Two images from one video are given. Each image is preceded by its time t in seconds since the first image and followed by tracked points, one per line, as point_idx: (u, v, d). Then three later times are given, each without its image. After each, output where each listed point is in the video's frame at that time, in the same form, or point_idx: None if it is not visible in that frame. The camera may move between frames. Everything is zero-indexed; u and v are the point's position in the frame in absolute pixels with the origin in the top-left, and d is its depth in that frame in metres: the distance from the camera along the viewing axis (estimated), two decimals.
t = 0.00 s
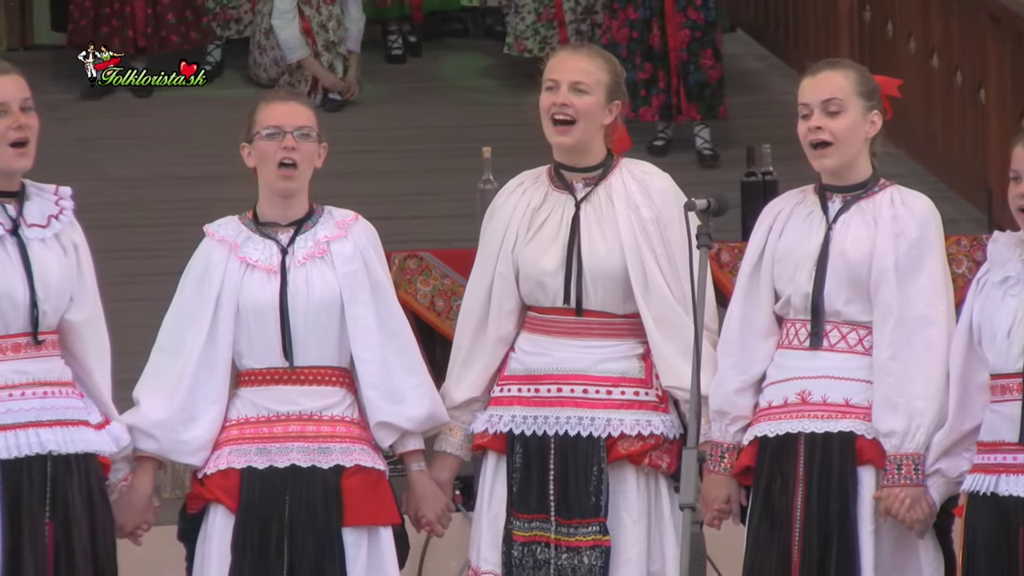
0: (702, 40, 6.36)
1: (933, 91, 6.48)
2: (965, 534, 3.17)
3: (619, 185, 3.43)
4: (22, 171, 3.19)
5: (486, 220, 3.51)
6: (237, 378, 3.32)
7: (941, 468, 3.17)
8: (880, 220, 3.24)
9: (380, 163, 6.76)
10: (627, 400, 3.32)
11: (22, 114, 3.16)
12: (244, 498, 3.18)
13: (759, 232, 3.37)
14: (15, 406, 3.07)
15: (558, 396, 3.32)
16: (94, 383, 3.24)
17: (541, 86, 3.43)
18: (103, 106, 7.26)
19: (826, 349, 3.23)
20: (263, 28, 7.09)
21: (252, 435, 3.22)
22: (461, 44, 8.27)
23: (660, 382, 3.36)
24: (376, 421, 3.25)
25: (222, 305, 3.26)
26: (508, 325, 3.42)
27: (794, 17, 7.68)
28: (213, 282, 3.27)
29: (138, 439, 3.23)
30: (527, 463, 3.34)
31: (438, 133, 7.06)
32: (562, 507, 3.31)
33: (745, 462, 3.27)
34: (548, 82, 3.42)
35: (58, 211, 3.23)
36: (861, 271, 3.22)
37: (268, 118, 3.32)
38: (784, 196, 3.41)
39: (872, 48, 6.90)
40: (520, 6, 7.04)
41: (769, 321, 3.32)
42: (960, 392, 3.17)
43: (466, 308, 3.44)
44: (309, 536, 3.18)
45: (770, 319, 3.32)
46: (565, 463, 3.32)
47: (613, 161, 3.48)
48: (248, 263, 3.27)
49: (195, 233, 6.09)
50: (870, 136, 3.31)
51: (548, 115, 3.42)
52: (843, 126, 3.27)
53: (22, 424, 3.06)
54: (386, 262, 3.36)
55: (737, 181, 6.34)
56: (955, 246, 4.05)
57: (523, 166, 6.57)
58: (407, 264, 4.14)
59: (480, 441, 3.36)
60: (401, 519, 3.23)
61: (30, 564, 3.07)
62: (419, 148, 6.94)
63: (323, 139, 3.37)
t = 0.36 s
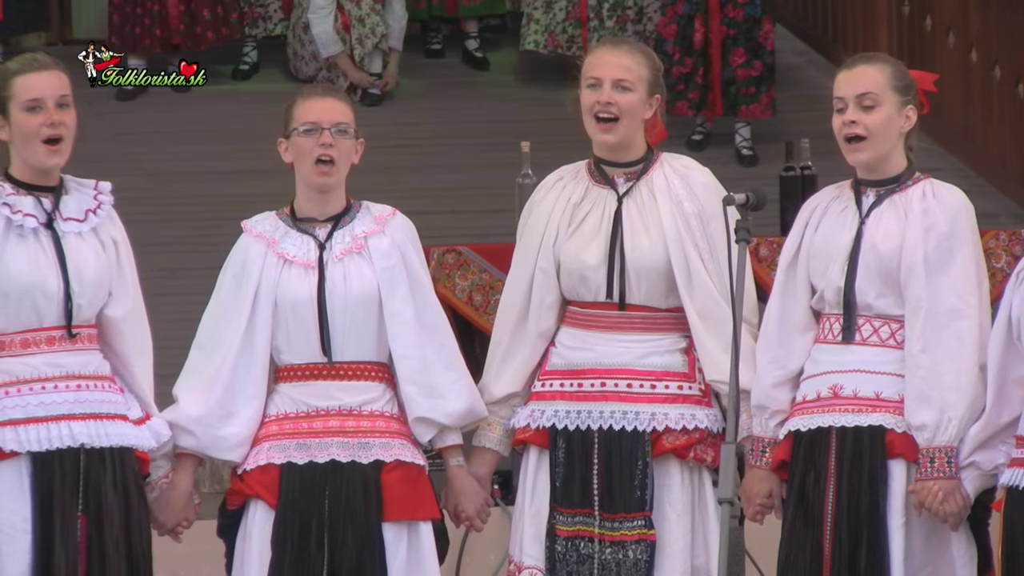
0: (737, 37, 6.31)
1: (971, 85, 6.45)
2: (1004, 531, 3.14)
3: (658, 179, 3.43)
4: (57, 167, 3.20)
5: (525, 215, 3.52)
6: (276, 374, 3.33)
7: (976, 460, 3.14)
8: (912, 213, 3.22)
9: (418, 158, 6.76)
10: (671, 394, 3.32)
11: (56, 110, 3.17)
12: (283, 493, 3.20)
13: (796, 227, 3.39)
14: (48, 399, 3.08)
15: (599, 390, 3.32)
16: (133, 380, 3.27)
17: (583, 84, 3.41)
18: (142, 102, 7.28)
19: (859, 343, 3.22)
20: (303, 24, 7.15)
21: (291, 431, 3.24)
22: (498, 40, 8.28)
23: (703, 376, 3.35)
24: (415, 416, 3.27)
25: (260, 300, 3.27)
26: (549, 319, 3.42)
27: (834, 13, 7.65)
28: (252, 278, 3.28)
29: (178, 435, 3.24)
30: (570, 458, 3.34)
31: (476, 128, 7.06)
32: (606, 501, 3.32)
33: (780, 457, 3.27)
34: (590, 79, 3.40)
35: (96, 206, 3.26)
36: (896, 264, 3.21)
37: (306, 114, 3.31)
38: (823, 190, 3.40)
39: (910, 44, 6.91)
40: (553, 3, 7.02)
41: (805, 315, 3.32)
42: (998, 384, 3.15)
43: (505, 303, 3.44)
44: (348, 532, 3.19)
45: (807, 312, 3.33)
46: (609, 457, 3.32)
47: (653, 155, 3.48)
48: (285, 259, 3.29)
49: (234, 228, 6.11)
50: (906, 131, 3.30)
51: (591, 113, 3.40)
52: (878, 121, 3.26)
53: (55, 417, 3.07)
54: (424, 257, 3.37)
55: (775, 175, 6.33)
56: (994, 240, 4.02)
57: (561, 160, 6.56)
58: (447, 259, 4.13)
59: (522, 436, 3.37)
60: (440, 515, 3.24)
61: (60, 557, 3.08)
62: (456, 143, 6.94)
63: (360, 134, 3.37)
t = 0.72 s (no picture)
0: (776, 37, 6.27)
1: (998, 83, 6.42)
2: None
3: (685, 177, 3.46)
4: (82, 164, 3.22)
5: (547, 211, 3.53)
6: (302, 373, 3.35)
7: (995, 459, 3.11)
8: (934, 210, 3.22)
9: (444, 155, 6.78)
10: (705, 390, 3.33)
11: (80, 113, 3.19)
12: (310, 490, 3.22)
13: (824, 223, 3.39)
14: (67, 394, 3.11)
15: (628, 389, 3.34)
16: (160, 379, 3.28)
17: (608, 87, 3.41)
18: (171, 100, 7.32)
19: (881, 341, 3.23)
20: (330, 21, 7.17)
21: (318, 429, 3.26)
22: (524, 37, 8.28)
23: (733, 373, 3.37)
24: (437, 415, 3.28)
25: (286, 299, 3.30)
26: (576, 316, 3.42)
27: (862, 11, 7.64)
28: (277, 276, 3.31)
29: (205, 435, 3.27)
30: (602, 456, 3.35)
31: (502, 125, 7.07)
32: (640, 500, 3.33)
33: (803, 455, 3.29)
34: (616, 82, 3.40)
35: (123, 204, 3.28)
36: (916, 262, 3.21)
37: (332, 114, 3.32)
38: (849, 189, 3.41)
39: (936, 42, 6.90)
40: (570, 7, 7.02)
41: (831, 313, 3.32)
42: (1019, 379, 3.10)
43: (531, 301, 3.45)
44: (376, 531, 3.22)
45: (834, 309, 3.33)
46: (643, 454, 3.34)
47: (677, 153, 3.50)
48: (310, 257, 3.31)
49: (262, 224, 6.14)
50: (930, 128, 3.29)
51: (619, 116, 3.41)
52: (900, 119, 3.26)
53: (72, 413, 3.10)
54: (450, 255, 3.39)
55: (801, 172, 6.33)
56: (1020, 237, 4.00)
57: (587, 157, 6.57)
58: (472, 256, 4.12)
59: (550, 434, 3.37)
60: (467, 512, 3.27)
61: (76, 554, 3.10)
62: (482, 140, 6.95)
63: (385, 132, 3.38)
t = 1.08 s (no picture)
0: (816, 38, 6.25)
1: None
2: None
3: (719, 174, 3.44)
4: (116, 160, 3.23)
5: (579, 208, 3.50)
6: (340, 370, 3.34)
7: None
8: (972, 208, 3.19)
9: (480, 152, 6.77)
10: (743, 386, 3.32)
11: (113, 111, 3.20)
12: (350, 489, 3.21)
13: (863, 219, 3.36)
14: (91, 392, 3.10)
15: (666, 387, 3.32)
16: (199, 377, 3.28)
17: (641, 88, 3.39)
18: (211, 97, 7.31)
19: (917, 340, 3.19)
20: (368, 20, 7.16)
21: (356, 427, 3.25)
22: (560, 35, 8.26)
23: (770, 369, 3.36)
24: (468, 413, 3.25)
25: (324, 297, 3.30)
26: (609, 312, 3.38)
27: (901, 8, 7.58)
28: (314, 274, 3.31)
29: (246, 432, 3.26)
30: (642, 453, 3.32)
31: (539, 123, 7.05)
32: (681, 498, 3.31)
33: (838, 452, 3.25)
34: (650, 84, 3.38)
35: (158, 203, 3.28)
36: (952, 260, 3.18)
37: (365, 113, 3.32)
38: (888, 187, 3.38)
39: (974, 39, 6.85)
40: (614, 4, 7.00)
41: (868, 310, 3.29)
42: None
43: (564, 300, 3.42)
44: (414, 529, 3.21)
45: (872, 307, 3.30)
46: (682, 451, 3.31)
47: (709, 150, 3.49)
48: (349, 254, 3.31)
49: (299, 223, 6.15)
50: (967, 127, 3.25)
51: (653, 118, 3.39)
52: (934, 119, 3.23)
53: (95, 411, 3.10)
54: (487, 253, 3.38)
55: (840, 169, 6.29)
56: None
57: (624, 155, 6.55)
58: (511, 254, 4.09)
59: (589, 433, 3.34)
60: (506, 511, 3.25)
61: (97, 551, 3.10)
62: (518, 137, 6.94)
63: (420, 127, 3.37)
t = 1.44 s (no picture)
0: (856, 36, 6.20)
1: None
2: None
3: (753, 172, 3.41)
4: (155, 154, 3.22)
5: (612, 207, 3.47)
6: (379, 367, 3.33)
7: None
8: (1011, 205, 3.14)
9: (519, 149, 6.74)
10: (776, 383, 3.29)
11: (148, 104, 3.19)
12: (385, 487, 3.20)
13: (903, 217, 3.33)
14: (125, 389, 3.10)
15: (700, 385, 3.29)
16: (242, 374, 3.27)
17: (678, 83, 3.37)
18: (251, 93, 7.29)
19: (956, 338, 3.16)
20: (411, 15, 7.16)
21: (394, 424, 3.24)
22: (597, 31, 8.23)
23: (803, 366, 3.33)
24: (506, 412, 3.24)
25: (363, 293, 3.28)
26: (641, 313, 3.36)
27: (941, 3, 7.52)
28: (354, 268, 3.30)
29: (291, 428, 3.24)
30: (675, 452, 3.30)
31: (580, 119, 7.00)
32: (714, 495, 3.28)
33: (876, 450, 3.22)
34: (687, 78, 3.36)
35: (197, 200, 3.27)
36: (992, 257, 3.14)
37: (404, 107, 3.31)
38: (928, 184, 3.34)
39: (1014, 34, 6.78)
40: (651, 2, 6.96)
41: (908, 307, 3.26)
42: None
43: (597, 300, 3.40)
44: (451, 526, 3.19)
45: (911, 304, 3.26)
46: (716, 448, 3.29)
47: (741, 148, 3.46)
48: (388, 250, 3.30)
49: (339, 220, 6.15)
50: (1006, 125, 3.21)
51: (689, 113, 3.37)
52: (973, 118, 3.19)
53: (128, 409, 3.09)
54: (526, 249, 3.37)
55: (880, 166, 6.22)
56: None
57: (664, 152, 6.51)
58: (550, 251, 4.06)
59: (621, 432, 3.32)
60: (542, 508, 3.23)
61: (126, 549, 3.08)
62: (556, 134, 6.91)
63: (460, 121, 3.35)
